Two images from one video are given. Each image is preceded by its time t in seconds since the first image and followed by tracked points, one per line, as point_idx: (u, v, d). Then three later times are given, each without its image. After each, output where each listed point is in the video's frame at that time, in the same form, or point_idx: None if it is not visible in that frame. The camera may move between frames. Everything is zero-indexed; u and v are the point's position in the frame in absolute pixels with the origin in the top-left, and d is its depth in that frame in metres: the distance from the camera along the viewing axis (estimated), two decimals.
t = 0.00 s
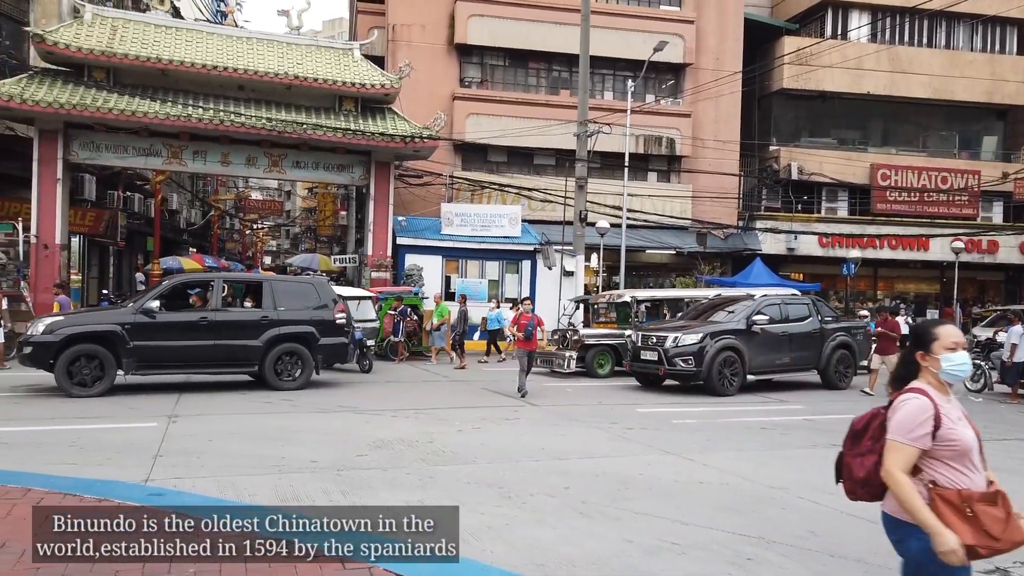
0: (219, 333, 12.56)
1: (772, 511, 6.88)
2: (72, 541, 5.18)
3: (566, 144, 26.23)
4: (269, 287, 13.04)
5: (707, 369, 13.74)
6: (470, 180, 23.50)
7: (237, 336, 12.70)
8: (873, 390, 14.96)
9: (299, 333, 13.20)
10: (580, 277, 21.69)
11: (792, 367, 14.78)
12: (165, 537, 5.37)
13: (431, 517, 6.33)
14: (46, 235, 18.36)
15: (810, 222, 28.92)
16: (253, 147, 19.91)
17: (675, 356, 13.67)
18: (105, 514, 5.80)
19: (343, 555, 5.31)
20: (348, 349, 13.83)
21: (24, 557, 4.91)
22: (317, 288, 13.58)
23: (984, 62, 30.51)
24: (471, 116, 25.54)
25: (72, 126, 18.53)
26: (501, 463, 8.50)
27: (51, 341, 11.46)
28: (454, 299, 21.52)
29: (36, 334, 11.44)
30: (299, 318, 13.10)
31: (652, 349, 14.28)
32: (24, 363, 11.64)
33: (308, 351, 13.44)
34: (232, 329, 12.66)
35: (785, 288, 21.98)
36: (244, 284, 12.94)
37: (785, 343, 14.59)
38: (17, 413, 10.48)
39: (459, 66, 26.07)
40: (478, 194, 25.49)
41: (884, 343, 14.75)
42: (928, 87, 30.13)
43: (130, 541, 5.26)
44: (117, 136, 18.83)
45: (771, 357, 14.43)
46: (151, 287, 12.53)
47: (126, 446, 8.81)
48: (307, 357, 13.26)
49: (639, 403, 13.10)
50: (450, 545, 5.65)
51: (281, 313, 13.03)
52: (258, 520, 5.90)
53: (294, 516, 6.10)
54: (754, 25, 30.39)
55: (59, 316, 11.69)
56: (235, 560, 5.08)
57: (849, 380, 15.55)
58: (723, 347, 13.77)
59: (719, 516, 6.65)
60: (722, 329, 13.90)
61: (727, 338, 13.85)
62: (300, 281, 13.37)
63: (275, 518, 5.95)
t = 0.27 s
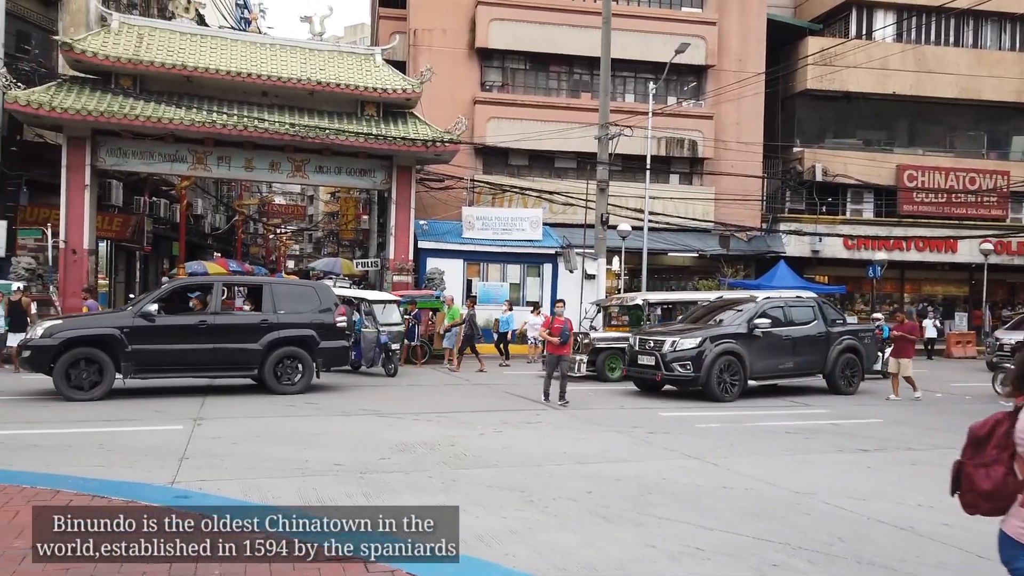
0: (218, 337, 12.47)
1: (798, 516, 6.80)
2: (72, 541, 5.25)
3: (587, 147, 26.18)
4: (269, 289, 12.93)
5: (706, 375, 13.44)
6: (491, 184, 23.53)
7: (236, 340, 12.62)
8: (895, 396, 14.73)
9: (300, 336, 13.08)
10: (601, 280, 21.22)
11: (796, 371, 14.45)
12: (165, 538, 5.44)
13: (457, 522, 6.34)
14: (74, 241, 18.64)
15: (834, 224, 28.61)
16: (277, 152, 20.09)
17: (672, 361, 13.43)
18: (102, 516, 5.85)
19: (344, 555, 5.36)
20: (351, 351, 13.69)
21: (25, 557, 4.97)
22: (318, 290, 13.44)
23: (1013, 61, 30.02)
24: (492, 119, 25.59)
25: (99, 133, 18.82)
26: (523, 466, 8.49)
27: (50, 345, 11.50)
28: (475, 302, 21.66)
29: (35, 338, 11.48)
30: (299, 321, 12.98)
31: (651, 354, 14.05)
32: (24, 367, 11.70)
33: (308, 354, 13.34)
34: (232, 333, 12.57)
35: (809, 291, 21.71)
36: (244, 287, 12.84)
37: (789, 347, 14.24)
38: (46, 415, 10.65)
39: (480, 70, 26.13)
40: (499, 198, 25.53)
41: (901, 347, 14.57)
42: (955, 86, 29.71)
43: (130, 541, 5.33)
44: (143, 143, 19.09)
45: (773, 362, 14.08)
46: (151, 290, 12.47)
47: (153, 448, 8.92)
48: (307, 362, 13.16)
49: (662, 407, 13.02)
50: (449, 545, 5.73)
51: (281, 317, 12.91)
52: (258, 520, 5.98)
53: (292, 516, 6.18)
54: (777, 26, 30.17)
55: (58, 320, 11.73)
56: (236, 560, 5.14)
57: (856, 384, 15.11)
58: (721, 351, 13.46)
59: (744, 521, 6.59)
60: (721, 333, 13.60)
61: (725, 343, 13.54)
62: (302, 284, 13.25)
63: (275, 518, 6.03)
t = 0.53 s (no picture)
0: (217, 341, 12.38)
1: (826, 522, 6.71)
2: (72, 541, 5.34)
3: (610, 150, 26.11)
4: (270, 293, 12.84)
5: (708, 379, 13.10)
6: (514, 188, 23.54)
7: (236, 344, 12.53)
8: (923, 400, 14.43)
9: (300, 341, 12.97)
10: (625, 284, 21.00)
11: (802, 376, 14.04)
12: (165, 537, 5.53)
13: (481, 527, 6.32)
14: (104, 246, 18.92)
15: (861, 226, 28.26)
16: (301, 157, 20.25)
17: (672, 364, 13.08)
18: (101, 516, 5.95)
19: (344, 554, 5.44)
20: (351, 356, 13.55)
21: (25, 557, 5.05)
22: (319, 293, 13.32)
23: None
24: (515, 123, 25.62)
25: (128, 140, 19.11)
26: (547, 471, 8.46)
27: (47, 348, 11.50)
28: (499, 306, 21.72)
29: (33, 342, 11.50)
30: (300, 325, 12.87)
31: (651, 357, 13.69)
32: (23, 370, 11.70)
33: (307, 358, 13.21)
34: (231, 337, 12.48)
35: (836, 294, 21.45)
36: (244, 291, 12.76)
37: (795, 351, 13.85)
38: (73, 418, 10.80)
39: (503, 74, 26.17)
40: (521, 201, 25.56)
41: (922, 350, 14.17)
42: (985, 86, 29.25)
43: (130, 541, 5.42)
44: (170, 149, 19.34)
45: (778, 366, 13.70)
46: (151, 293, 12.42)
47: (181, 451, 9.01)
48: (305, 366, 13.03)
49: (687, 411, 12.92)
50: (450, 545, 5.81)
51: (280, 321, 12.79)
52: (258, 520, 6.06)
53: (294, 516, 6.27)
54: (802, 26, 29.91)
55: (56, 323, 11.74)
56: (236, 560, 5.22)
57: (865, 389, 14.66)
58: (722, 355, 13.12)
59: (771, 527, 6.52)
60: (723, 336, 13.26)
61: (727, 347, 13.19)
62: (302, 287, 13.12)
63: (275, 518, 6.13)
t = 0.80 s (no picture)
0: (212, 345, 12.36)
1: (852, 528, 6.62)
2: (72, 541, 5.45)
3: (631, 153, 26.01)
4: (265, 297, 12.80)
5: (706, 384, 12.63)
6: (534, 192, 23.54)
7: (230, 348, 12.45)
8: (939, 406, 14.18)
9: (295, 344, 12.85)
10: (646, 286, 20.93)
11: (806, 381, 13.65)
12: (166, 537, 5.64)
13: (501, 530, 6.32)
14: (130, 251, 19.17)
15: (886, 228, 27.93)
16: (323, 163, 20.40)
17: (669, 369, 12.62)
18: (102, 516, 6.08)
19: (344, 554, 5.52)
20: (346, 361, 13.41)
21: (25, 557, 5.16)
22: (316, 297, 13.23)
23: None
24: (535, 127, 25.63)
25: (154, 147, 19.39)
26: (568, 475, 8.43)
27: (42, 352, 11.55)
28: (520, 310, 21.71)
29: (28, 346, 11.55)
30: (295, 330, 12.79)
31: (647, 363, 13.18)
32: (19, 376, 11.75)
33: (303, 363, 13.08)
34: (226, 341, 12.44)
35: (862, 297, 21.18)
36: (239, 295, 12.71)
37: (799, 355, 13.47)
38: (99, 422, 10.96)
39: (523, 78, 26.20)
40: (542, 205, 25.55)
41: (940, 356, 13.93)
42: (1012, 85, 28.80)
43: (129, 541, 5.53)
44: (195, 155, 19.60)
45: (780, 371, 13.30)
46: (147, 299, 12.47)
47: (206, 454, 9.11)
48: (302, 370, 12.90)
49: (710, 415, 12.81)
50: (451, 545, 5.88)
51: (276, 324, 12.74)
52: (258, 522, 6.12)
53: (292, 516, 6.35)
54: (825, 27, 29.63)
55: (51, 328, 11.78)
56: (235, 560, 5.31)
57: (873, 392, 14.37)
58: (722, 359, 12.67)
59: (795, 533, 6.44)
60: (724, 340, 12.83)
61: (728, 351, 12.74)
62: (298, 292, 13.10)
63: (274, 519, 6.21)
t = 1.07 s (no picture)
0: (208, 350, 12.25)
1: (881, 535, 6.52)
2: (72, 541, 5.52)
3: (654, 156, 25.90)
4: (262, 301, 12.68)
5: (706, 389, 12.37)
6: (556, 196, 23.53)
7: (225, 353, 12.34)
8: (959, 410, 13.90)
9: (292, 349, 12.76)
10: (669, 290, 20.84)
11: (811, 387, 13.37)
12: (165, 538, 5.68)
13: (524, 535, 6.31)
14: (157, 257, 19.42)
15: (914, 231, 27.57)
16: (346, 169, 20.55)
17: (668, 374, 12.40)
18: (101, 516, 6.15)
19: (343, 554, 5.56)
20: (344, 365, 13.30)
21: (27, 558, 5.22)
22: (313, 301, 13.14)
23: None
24: (557, 131, 25.62)
25: (180, 154, 19.61)
26: (591, 480, 8.40)
27: (37, 357, 11.48)
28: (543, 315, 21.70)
29: (23, 351, 11.49)
30: (291, 334, 12.67)
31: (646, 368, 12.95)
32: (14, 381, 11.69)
33: (300, 367, 12.98)
34: (222, 346, 12.33)
35: (889, 300, 20.93)
36: (235, 299, 12.60)
37: (803, 360, 13.19)
38: (128, 426, 11.10)
39: (545, 82, 26.20)
40: (564, 209, 25.52)
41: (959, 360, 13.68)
42: None
43: (129, 541, 5.58)
44: (221, 162, 19.81)
45: (784, 375, 13.02)
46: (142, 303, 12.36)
47: (230, 458, 9.18)
48: (300, 375, 12.81)
49: (735, 420, 12.70)
50: (451, 545, 5.96)
51: (273, 329, 12.64)
52: (258, 522, 6.17)
53: (290, 516, 6.47)
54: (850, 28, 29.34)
55: (46, 333, 11.71)
56: (235, 560, 5.36)
57: (880, 398, 14.04)
58: (721, 364, 12.43)
59: (823, 539, 6.36)
60: (723, 344, 12.58)
61: (728, 355, 12.50)
62: (295, 296, 12.98)
63: (275, 519, 6.29)
